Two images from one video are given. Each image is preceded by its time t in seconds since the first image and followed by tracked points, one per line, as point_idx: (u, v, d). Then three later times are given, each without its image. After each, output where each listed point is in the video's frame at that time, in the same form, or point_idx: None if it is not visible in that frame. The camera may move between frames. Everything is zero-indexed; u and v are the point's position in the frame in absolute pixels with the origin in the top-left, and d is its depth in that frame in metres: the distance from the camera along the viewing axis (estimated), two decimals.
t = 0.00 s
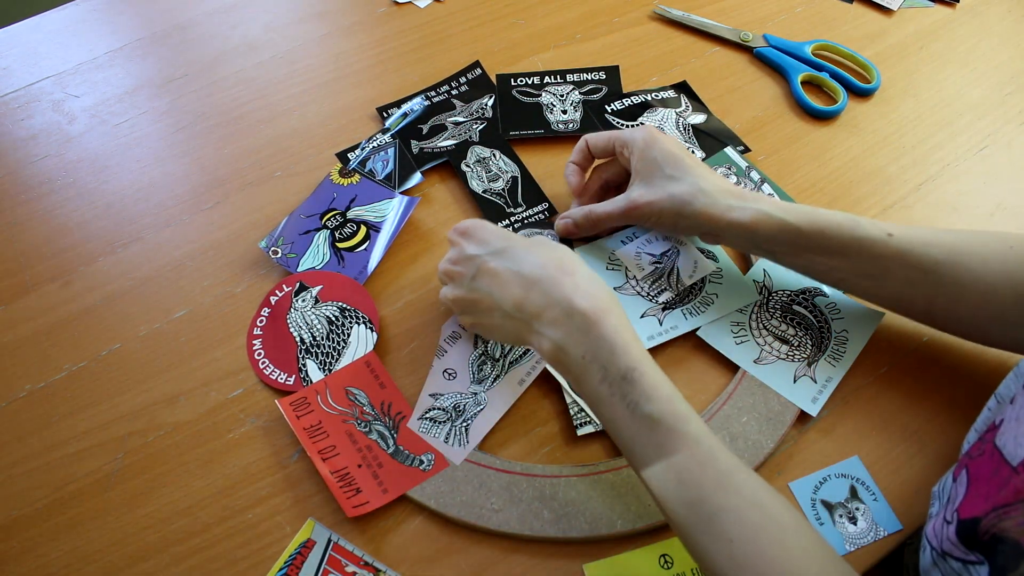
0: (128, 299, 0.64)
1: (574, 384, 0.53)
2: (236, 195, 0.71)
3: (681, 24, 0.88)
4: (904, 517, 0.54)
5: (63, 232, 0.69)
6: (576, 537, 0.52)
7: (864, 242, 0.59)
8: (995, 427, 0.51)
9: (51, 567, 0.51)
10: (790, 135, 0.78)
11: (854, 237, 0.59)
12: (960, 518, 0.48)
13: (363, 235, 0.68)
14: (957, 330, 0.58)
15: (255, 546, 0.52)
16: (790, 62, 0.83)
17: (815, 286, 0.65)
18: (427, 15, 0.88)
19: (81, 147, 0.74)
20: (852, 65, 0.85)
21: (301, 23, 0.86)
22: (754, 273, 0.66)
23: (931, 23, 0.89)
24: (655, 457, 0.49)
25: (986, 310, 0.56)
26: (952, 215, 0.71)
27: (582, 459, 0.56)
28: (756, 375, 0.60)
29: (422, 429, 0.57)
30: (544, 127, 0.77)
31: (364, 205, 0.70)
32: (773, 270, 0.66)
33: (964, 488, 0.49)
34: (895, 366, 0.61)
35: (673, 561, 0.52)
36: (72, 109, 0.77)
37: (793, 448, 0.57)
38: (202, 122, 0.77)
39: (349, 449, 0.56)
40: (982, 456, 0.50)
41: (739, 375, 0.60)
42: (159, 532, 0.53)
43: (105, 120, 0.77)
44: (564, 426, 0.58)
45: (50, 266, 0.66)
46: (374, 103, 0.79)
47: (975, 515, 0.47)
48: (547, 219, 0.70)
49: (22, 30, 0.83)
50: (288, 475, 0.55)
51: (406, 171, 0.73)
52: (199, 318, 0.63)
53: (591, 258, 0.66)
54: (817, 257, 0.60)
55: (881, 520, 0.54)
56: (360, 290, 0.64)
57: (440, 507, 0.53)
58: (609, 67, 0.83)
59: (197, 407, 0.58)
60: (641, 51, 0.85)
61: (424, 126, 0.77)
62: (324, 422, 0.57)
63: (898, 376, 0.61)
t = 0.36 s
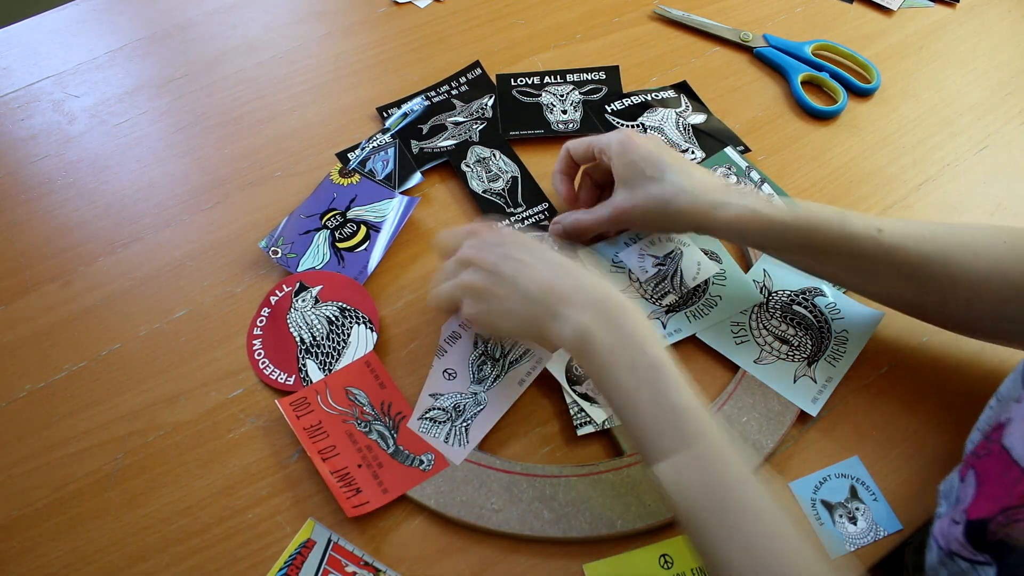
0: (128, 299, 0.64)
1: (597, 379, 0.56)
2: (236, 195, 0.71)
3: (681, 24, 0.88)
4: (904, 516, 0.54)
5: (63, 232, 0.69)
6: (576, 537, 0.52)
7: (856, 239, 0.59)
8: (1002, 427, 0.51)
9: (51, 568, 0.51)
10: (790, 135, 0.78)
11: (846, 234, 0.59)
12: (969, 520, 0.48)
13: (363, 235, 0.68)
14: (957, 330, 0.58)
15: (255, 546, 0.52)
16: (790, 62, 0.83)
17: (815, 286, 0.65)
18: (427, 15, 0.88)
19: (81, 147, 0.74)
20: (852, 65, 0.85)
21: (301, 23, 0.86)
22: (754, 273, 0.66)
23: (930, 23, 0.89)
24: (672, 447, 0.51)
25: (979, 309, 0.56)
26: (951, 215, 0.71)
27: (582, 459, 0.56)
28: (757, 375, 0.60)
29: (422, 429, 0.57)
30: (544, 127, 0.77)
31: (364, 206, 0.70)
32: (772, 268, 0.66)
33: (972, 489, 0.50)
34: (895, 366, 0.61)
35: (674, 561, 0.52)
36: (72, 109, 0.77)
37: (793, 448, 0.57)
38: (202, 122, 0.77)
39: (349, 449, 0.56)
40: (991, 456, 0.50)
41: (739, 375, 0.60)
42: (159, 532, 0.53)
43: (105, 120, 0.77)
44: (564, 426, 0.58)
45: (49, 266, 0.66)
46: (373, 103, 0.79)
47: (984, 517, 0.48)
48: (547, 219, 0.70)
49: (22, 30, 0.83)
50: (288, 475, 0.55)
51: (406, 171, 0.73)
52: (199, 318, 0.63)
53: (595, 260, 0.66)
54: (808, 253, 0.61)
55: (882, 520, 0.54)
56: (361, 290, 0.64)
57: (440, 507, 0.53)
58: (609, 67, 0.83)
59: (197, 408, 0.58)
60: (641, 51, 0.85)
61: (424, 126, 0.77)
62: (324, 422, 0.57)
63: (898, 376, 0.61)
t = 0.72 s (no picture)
0: (128, 300, 0.64)
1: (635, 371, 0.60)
2: (236, 195, 0.71)
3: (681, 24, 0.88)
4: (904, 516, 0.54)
5: (63, 232, 0.69)
6: (576, 537, 0.52)
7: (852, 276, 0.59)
8: None
9: (51, 567, 0.51)
10: (789, 135, 0.78)
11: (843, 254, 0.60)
12: None
13: (363, 235, 0.68)
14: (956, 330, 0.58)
15: (255, 546, 0.52)
16: (790, 62, 0.83)
17: (815, 286, 0.65)
18: (427, 15, 0.88)
19: (81, 147, 0.74)
20: (852, 65, 0.85)
21: (301, 23, 0.86)
22: (754, 273, 0.66)
23: (931, 23, 0.89)
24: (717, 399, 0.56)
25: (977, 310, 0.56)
26: (951, 215, 0.71)
27: (583, 459, 0.56)
28: (757, 375, 0.60)
29: (422, 429, 0.57)
30: (544, 127, 0.77)
31: (364, 205, 0.70)
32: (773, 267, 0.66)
33: None
34: (895, 366, 0.61)
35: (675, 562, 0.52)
36: (72, 109, 0.77)
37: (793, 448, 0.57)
38: (202, 122, 0.77)
39: (349, 449, 0.56)
40: None
41: (739, 375, 0.60)
42: (159, 532, 0.53)
43: (104, 120, 0.77)
44: (564, 426, 0.58)
45: (49, 266, 0.66)
46: (373, 103, 0.79)
47: None
48: (546, 219, 0.70)
49: (22, 30, 0.83)
50: (288, 475, 0.55)
51: (406, 171, 0.73)
52: (199, 318, 0.63)
53: (595, 261, 0.67)
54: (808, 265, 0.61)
55: (881, 520, 0.54)
56: (360, 290, 0.64)
57: (440, 507, 0.53)
58: (608, 67, 0.83)
59: (197, 408, 0.58)
60: (641, 51, 0.85)
61: (423, 126, 0.77)
62: (324, 422, 0.57)
63: (897, 376, 0.61)
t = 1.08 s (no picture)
0: (128, 299, 0.64)
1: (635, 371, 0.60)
2: (236, 195, 0.71)
3: (682, 24, 0.88)
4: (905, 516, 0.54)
5: (63, 232, 0.69)
6: (576, 537, 0.52)
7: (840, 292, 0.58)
8: None
9: (50, 567, 0.51)
10: (790, 135, 0.78)
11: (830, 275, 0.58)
12: None
13: (363, 235, 0.68)
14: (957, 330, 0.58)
15: (255, 546, 0.52)
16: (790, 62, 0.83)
17: (815, 286, 0.65)
18: (427, 15, 0.88)
19: (81, 147, 0.74)
20: (852, 64, 0.85)
21: (301, 23, 0.86)
22: (754, 273, 0.66)
23: (931, 23, 0.89)
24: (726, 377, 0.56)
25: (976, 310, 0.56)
26: (951, 215, 0.71)
27: (583, 458, 0.56)
28: (757, 375, 0.60)
29: (422, 429, 0.57)
30: (544, 127, 0.77)
31: (364, 205, 0.70)
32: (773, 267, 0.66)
33: None
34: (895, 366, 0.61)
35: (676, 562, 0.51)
36: (72, 109, 0.77)
37: (793, 448, 0.57)
38: (202, 122, 0.77)
39: (349, 449, 0.56)
40: None
41: (739, 375, 0.60)
42: (159, 532, 0.53)
43: (104, 120, 0.77)
44: (563, 426, 0.58)
45: (49, 266, 0.66)
46: (373, 103, 0.79)
47: None
48: (546, 219, 0.70)
49: (22, 30, 0.83)
50: (288, 476, 0.55)
51: (406, 171, 0.73)
52: (199, 318, 0.63)
53: (595, 262, 0.67)
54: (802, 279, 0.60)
55: (881, 519, 0.53)
56: (360, 290, 0.64)
57: (439, 507, 0.53)
58: (608, 67, 0.83)
59: (197, 408, 0.58)
60: (641, 51, 0.85)
61: (423, 126, 0.77)
62: (324, 422, 0.57)
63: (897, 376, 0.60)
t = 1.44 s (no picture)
0: (128, 299, 0.64)
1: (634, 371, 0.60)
2: (236, 195, 0.71)
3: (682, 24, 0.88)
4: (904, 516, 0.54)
5: (63, 232, 0.69)
6: (576, 537, 0.52)
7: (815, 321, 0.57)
8: None
9: (50, 567, 0.51)
10: (790, 135, 0.78)
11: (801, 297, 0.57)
12: None
13: (363, 235, 0.68)
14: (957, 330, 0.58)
15: (255, 546, 0.52)
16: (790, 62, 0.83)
17: (815, 286, 0.65)
18: (427, 15, 0.88)
19: (81, 147, 0.74)
20: (852, 64, 0.85)
21: (301, 23, 0.86)
22: (754, 273, 0.66)
23: (930, 23, 0.89)
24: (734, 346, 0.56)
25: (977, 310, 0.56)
26: (951, 215, 0.71)
27: (583, 459, 0.56)
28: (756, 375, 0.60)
29: (422, 429, 0.57)
30: (544, 127, 0.77)
31: (364, 205, 0.70)
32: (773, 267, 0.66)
33: None
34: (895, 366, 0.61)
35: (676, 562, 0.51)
36: (72, 109, 0.77)
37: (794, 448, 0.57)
38: (202, 122, 0.77)
39: (349, 449, 0.56)
40: None
41: (739, 375, 0.60)
42: (159, 532, 0.53)
43: (104, 120, 0.77)
44: (563, 426, 0.58)
45: (50, 266, 0.66)
46: (373, 103, 0.79)
47: None
48: (546, 219, 0.70)
49: (22, 30, 0.83)
50: (288, 475, 0.55)
51: (406, 171, 0.73)
52: (199, 318, 0.63)
53: (595, 261, 0.67)
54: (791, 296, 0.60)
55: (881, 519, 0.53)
56: (360, 290, 0.64)
57: (440, 507, 0.53)
58: (608, 67, 0.83)
59: (197, 408, 0.58)
60: (641, 50, 0.85)
61: (423, 126, 0.77)
62: (324, 422, 0.57)
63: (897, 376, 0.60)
